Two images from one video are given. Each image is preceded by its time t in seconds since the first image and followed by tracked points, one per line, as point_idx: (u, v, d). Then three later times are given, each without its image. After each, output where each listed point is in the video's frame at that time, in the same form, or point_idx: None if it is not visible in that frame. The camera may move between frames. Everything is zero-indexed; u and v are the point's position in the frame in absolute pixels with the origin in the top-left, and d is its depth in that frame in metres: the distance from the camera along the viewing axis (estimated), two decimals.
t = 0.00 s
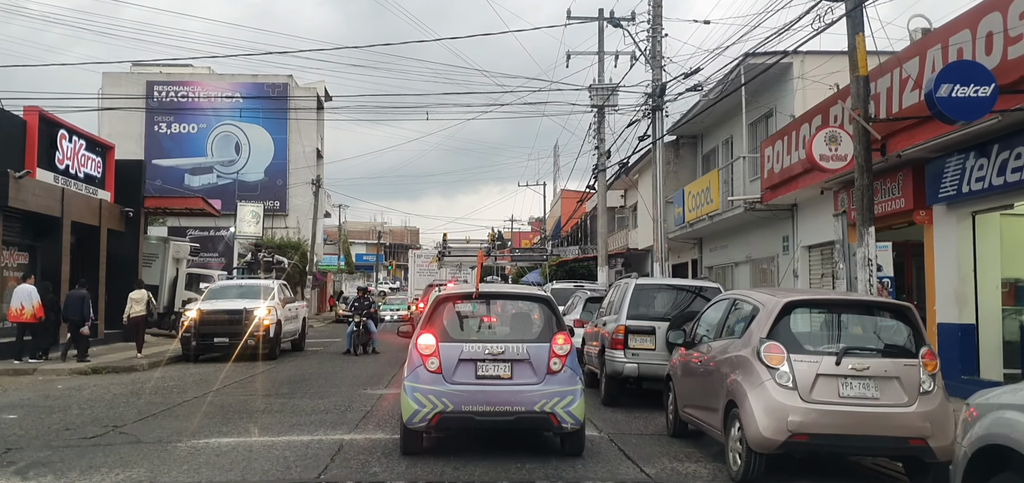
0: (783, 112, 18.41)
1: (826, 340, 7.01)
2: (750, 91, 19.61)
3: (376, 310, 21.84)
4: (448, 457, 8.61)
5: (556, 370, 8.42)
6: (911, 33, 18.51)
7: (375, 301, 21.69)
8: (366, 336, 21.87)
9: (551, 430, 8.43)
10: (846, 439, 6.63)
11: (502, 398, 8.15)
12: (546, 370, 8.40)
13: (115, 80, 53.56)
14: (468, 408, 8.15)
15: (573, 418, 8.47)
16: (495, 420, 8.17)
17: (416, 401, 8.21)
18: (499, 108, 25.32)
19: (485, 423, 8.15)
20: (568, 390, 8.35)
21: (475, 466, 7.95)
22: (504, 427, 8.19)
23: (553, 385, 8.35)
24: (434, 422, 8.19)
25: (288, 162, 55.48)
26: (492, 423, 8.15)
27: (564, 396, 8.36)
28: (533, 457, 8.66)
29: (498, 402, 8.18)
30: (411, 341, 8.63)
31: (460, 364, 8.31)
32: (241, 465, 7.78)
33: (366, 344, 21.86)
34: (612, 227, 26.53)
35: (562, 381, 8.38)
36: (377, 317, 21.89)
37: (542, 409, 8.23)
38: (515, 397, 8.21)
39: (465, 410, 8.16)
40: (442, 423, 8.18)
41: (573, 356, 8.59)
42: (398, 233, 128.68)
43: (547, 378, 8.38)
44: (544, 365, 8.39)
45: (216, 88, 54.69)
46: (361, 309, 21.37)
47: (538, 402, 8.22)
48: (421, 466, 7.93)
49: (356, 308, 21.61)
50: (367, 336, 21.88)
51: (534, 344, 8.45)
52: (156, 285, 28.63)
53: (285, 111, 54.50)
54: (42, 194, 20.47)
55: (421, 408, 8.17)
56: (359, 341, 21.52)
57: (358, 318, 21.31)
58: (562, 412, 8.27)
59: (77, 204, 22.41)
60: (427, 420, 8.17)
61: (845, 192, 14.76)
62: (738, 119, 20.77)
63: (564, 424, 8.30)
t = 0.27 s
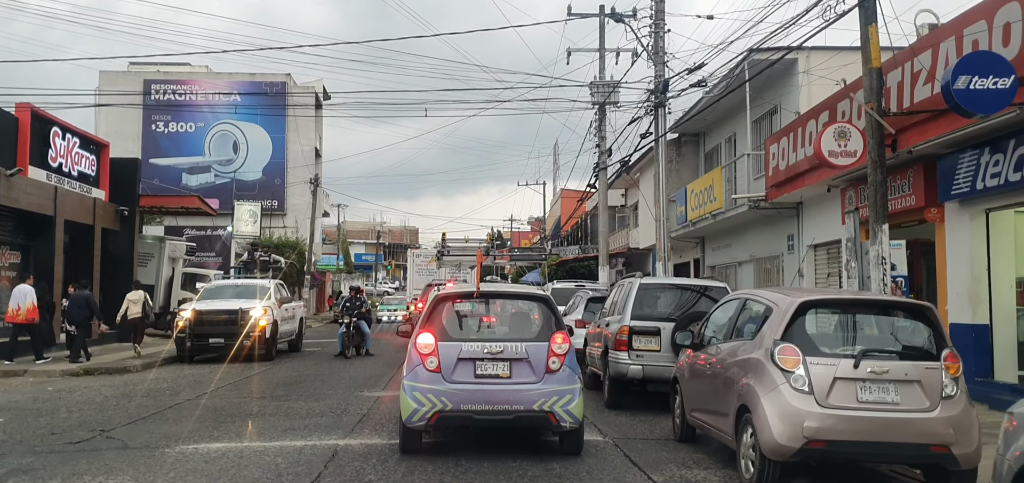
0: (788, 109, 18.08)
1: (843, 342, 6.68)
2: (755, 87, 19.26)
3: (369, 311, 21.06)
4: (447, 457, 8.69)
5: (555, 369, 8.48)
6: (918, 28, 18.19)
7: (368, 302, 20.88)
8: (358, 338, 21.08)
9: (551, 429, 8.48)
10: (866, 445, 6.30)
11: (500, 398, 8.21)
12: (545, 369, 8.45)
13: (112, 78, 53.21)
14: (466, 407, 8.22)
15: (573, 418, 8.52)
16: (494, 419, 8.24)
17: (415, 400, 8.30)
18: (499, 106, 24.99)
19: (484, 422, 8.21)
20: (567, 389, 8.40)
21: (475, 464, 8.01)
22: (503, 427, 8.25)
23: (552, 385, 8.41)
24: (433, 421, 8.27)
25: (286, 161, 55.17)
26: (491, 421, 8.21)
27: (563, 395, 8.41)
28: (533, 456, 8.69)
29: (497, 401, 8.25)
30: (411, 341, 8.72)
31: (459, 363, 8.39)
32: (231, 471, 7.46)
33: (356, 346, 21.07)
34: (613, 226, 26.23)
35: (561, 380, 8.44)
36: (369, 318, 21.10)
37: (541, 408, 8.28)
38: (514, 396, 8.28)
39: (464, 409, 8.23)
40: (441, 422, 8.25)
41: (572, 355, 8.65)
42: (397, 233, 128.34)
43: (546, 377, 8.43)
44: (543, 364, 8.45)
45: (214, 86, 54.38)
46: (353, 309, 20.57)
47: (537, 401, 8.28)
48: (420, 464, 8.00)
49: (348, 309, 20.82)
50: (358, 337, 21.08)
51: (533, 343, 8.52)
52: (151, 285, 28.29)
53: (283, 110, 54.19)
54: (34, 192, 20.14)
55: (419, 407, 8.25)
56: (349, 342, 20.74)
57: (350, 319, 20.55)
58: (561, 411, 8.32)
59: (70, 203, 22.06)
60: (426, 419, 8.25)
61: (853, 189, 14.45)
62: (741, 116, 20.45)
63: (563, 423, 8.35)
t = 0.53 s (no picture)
0: (794, 104, 17.71)
1: (866, 344, 6.29)
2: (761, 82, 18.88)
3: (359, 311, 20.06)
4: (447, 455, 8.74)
5: (555, 369, 8.58)
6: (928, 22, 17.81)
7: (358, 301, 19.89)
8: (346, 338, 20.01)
9: (551, 429, 8.57)
10: (891, 454, 5.92)
11: (501, 398, 8.30)
12: (545, 370, 8.55)
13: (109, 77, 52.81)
14: (467, 407, 8.32)
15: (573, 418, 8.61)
16: (494, 419, 8.34)
17: (415, 401, 8.39)
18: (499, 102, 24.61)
19: (485, 422, 8.30)
20: (567, 390, 8.50)
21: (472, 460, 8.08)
22: (503, 427, 8.35)
23: (552, 385, 8.51)
24: (433, 422, 8.36)
25: (284, 160, 54.81)
26: (491, 421, 8.31)
27: (563, 396, 8.50)
28: (533, 456, 8.76)
29: (497, 401, 8.34)
30: (411, 341, 8.81)
31: (459, 363, 8.48)
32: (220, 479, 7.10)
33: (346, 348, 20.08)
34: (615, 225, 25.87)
35: (561, 380, 8.53)
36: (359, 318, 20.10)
37: (541, 408, 8.38)
38: (514, 396, 8.37)
39: (464, 409, 8.33)
40: (441, 422, 8.34)
41: (573, 355, 8.75)
42: (397, 232, 127.94)
43: (546, 377, 8.53)
44: (543, 364, 8.55)
45: (212, 84, 53.99)
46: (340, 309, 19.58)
47: (537, 401, 8.37)
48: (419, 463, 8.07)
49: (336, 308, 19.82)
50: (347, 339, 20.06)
51: (533, 344, 8.61)
52: (147, 284, 27.91)
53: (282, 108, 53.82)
54: (26, 189, 19.78)
55: (419, 407, 8.34)
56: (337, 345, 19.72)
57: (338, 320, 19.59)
58: (561, 411, 8.42)
59: (64, 201, 21.72)
60: (426, 419, 8.33)
61: (863, 186, 14.08)
62: (746, 112, 20.08)
63: (564, 423, 8.44)
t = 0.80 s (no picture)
0: (801, 100, 17.30)
1: (893, 346, 5.87)
2: (768, 78, 18.44)
3: (344, 312, 19.00)
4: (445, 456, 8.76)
5: (555, 369, 8.61)
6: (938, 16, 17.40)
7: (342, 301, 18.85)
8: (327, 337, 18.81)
9: (551, 430, 8.59)
10: (919, 465, 5.51)
11: (501, 398, 8.33)
12: (545, 370, 8.59)
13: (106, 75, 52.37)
14: (467, 408, 8.35)
15: (573, 418, 8.65)
16: (494, 419, 8.37)
17: (414, 401, 8.41)
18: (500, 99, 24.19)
19: (484, 423, 8.33)
20: (567, 390, 8.53)
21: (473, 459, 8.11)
22: (502, 427, 8.38)
23: (552, 385, 8.54)
24: (432, 422, 8.38)
25: (282, 158, 54.42)
26: (491, 422, 8.34)
27: (563, 396, 8.53)
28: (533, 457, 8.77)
29: (497, 402, 8.38)
30: (411, 342, 8.86)
31: (458, 364, 8.52)
32: None
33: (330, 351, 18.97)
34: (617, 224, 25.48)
35: (561, 380, 8.56)
36: (345, 320, 19.02)
37: (541, 409, 8.41)
38: (514, 396, 8.41)
39: (463, 409, 8.36)
40: (440, 423, 8.37)
41: (573, 355, 8.78)
42: (397, 232, 127.47)
43: (546, 377, 8.56)
44: (543, 364, 8.59)
45: (210, 83, 53.58)
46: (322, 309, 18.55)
47: (537, 402, 8.41)
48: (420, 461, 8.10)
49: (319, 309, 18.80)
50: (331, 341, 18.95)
51: (533, 344, 8.65)
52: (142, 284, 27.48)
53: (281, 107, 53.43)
54: (16, 187, 19.37)
55: (418, 408, 8.38)
56: (318, 348, 18.61)
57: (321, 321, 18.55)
58: (561, 411, 8.45)
59: (56, 199, 21.31)
60: (426, 420, 8.37)
61: (874, 183, 13.68)
62: (752, 109, 19.67)
63: (564, 424, 8.47)
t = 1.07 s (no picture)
0: (810, 93, 16.86)
1: (925, 348, 5.45)
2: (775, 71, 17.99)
3: (323, 313, 18.15)
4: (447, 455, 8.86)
5: (556, 369, 8.70)
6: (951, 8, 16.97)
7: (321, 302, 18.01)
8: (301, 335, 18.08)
9: (552, 430, 8.68)
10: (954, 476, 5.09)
11: (501, 398, 8.41)
12: (546, 370, 8.68)
13: (103, 72, 51.95)
14: (467, 408, 8.43)
15: (574, 418, 8.73)
16: (494, 418, 8.45)
17: (414, 401, 8.49)
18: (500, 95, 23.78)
19: (485, 422, 8.42)
20: (568, 390, 8.63)
21: (473, 461, 7.90)
22: (503, 427, 8.46)
23: (553, 385, 8.63)
24: (432, 422, 8.46)
25: (281, 156, 54.00)
26: (492, 421, 8.43)
27: (564, 396, 8.62)
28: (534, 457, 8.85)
29: (497, 402, 8.46)
30: (410, 340, 8.93)
31: (458, 363, 8.59)
32: None
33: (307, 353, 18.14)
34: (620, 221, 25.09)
35: (561, 380, 8.65)
36: (324, 321, 18.18)
37: (542, 409, 8.51)
38: (515, 396, 8.49)
39: (464, 409, 8.44)
40: (440, 423, 8.45)
41: (573, 354, 8.87)
42: (397, 232, 127.01)
43: (546, 377, 8.65)
44: (544, 364, 8.67)
45: (208, 80, 53.19)
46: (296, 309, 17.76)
47: (538, 402, 8.50)
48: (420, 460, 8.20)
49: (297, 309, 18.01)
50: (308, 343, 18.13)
51: (534, 343, 8.73)
52: (137, 283, 27.09)
53: (280, 104, 53.01)
54: (7, 183, 18.94)
55: (419, 408, 8.46)
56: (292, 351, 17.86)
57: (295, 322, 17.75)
58: (562, 411, 8.54)
59: (47, 195, 20.83)
60: (426, 419, 8.44)
61: (888, 178, 13.25)
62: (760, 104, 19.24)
63: (565, 424, 8.56)
